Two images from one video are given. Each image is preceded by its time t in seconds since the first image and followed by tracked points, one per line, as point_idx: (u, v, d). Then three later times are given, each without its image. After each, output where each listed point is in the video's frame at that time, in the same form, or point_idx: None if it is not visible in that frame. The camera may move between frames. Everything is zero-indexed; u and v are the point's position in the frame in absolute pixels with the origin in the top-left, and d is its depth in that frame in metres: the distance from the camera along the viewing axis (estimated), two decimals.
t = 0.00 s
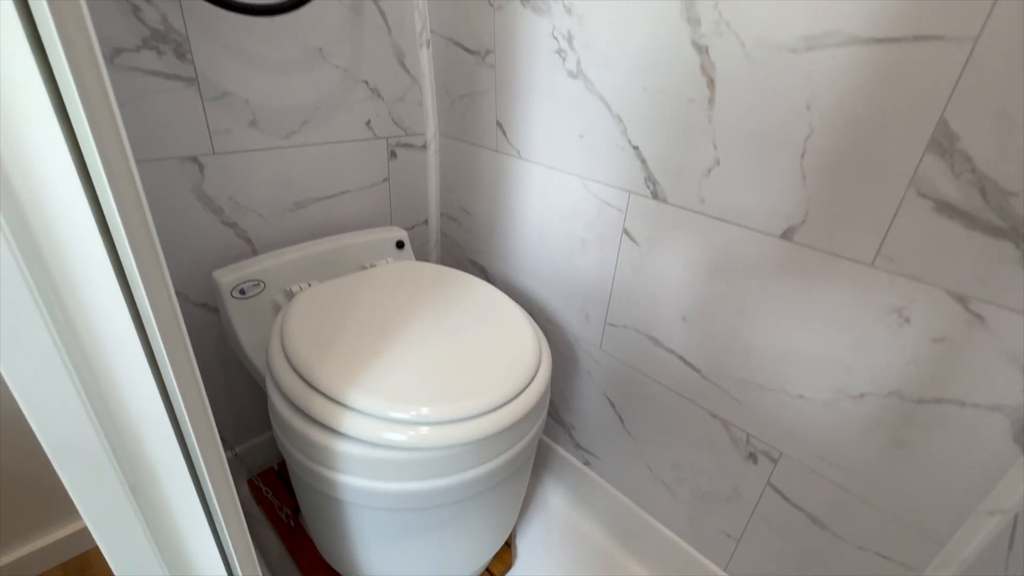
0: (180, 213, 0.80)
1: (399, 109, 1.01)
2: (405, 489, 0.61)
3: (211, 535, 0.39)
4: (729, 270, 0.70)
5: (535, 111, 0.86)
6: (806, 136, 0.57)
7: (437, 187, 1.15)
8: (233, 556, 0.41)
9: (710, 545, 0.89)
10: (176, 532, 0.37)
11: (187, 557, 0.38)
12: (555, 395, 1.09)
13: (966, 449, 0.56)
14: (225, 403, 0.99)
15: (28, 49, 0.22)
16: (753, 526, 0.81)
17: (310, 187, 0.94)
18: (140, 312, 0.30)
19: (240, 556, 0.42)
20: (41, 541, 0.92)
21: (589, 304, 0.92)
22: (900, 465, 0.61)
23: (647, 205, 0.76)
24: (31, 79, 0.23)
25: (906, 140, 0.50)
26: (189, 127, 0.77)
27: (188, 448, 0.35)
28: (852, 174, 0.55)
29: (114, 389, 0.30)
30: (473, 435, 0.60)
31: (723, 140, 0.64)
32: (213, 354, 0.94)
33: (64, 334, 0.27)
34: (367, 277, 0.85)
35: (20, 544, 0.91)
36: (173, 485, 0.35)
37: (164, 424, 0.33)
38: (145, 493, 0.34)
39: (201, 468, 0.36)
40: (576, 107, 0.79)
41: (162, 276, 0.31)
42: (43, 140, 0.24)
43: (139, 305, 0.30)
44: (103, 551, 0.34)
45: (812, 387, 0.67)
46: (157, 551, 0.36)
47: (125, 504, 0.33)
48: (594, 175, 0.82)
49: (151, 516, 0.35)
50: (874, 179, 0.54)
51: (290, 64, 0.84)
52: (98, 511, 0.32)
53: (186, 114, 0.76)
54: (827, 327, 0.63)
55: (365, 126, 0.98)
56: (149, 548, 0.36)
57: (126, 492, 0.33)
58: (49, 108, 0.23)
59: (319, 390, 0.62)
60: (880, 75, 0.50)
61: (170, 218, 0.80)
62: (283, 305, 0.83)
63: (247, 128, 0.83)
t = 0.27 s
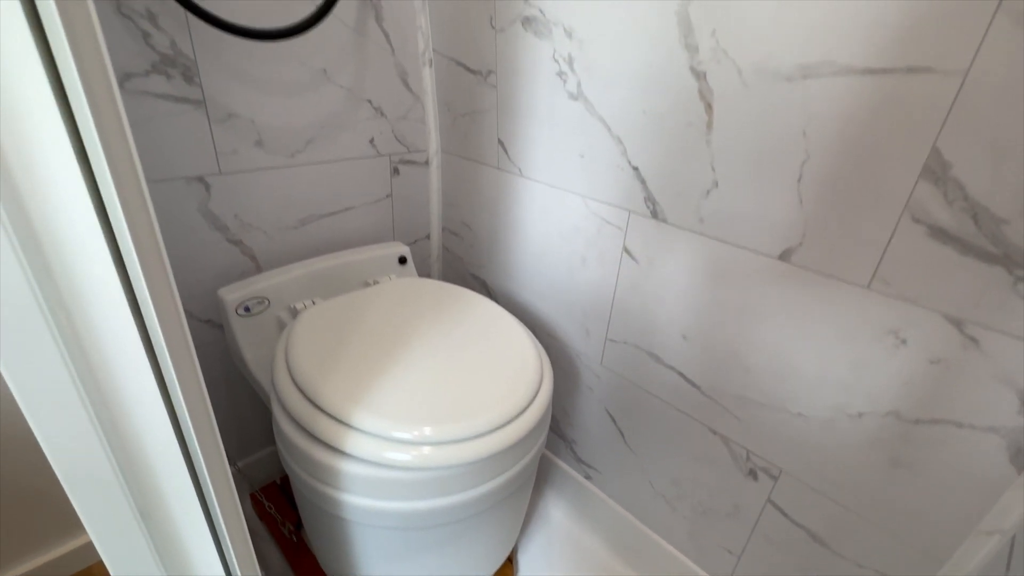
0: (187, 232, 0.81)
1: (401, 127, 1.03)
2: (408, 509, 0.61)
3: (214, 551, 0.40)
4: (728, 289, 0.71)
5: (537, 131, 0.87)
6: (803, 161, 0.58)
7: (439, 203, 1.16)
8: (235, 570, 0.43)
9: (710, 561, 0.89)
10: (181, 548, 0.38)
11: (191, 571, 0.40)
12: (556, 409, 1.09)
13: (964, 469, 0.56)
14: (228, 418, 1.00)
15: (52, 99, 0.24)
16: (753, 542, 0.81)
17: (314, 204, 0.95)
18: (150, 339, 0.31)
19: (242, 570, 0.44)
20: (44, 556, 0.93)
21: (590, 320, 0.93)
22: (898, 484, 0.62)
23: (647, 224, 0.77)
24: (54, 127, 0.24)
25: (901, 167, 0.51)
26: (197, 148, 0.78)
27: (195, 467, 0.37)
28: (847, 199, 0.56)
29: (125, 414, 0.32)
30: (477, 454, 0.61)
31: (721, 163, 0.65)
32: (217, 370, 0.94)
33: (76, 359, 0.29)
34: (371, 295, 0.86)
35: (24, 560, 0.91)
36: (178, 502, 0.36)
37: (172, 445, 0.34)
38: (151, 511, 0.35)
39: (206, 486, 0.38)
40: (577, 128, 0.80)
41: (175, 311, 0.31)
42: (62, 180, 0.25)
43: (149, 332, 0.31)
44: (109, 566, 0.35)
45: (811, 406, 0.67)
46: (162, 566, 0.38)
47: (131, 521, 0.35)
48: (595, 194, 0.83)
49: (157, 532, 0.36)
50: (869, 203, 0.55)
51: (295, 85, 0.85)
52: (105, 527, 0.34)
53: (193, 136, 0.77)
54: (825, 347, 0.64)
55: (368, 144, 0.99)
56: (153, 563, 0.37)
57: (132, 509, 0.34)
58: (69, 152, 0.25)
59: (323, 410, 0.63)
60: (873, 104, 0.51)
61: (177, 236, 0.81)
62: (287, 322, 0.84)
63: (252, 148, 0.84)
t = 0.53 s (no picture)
0: (194, 254, 0.83)
1: (405, 148, 1.04)
2: (412, 531, 0.62)
3: None
4: (726, 312, 0.72)
5: (538, 154, 0.89)
6: (798, 190, 0.60)
7: (442, 221, 1.18)
8: None
9: None
10: None
11: None
12: (557, 426, 1.10)
13: (960, 493, 0.57)
14: (233, 436, 1.01)
15: (80, 161, 0.25)
16: (754, 562, 0.81)
17: (318, 224, 0.97)
18: (168, 379, 0.32)
19: None
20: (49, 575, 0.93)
21: (591, 339, 0.94)
22: (896, 506, 0.63)
23: (646, 246, 0.79)
24: (79, 178, 0.25)
25: (893, 198, 0.53)
26: (205, 173, 0.80)
27: (207, 502, 0.38)
28: (842, 227, 0.57)
29: (140, 451, 0.33)
30: (479, 478, 0.62)
31: (719, 190, 0.67)
32: (222, 388, 0.95)
33: (98, 398, 0.30)
34: (375, 316, 0.87)
35: None
36: (189, 533, 0.38)
37: (185, 480, 0.36)
38: (162, 540, 0.37)
39: (217, 521, 0.39)
40: (577, 152, 0.82)
41: (192, 352, 0.33)
42: (88, 233, 0.27)
43: (167, 373, 0.32)
44: None
45: (808, 427, 0.68)
46: None
47: (143, 550, 0.36)
48: (595, 216, 0.84)
49: (167, 561, 0.38)
50: (863, 232, 0.56)
51: (301, 110, 0.87)
52: (118, 556, 0.35)
53: (202, 161, 0.79)
54: (822, 370, 0.65)
55: (372, 165, 1.01)
56: None
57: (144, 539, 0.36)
58: (94, 208, 0.26)
59: (329, 433, 0.64)
60: (865, 137, 0.53)
61: (185, 258, 0.82)
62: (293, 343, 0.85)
63: (259, 172, 0.86)
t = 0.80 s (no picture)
0: (199, 275, 0.84)
1: (406, 167, 1.06)
2: (413, 553, 0.63)
3: None
4: (723, 333, 0.73)
5: (537, 176, 0.90)
6: (791, 217, 0.61)
7: (443, 238, 1.19)
8: None
9: None
10: None
11: None
12: (557, 442, 1.11)
13: (953, 516, 0.58)
14: (235, 453, 1.02)
15: (97, 209, 0.28)
16: None
17: (321, 244, 0.98)
18: (174, 405, 0.35)
19: None
20: None
21: (590, 357, 0.95)
22: (891, 528, 0.63)
23: (644, 268, 0.80)
24: (93, 216, 0.28)
25: (884, 228, 0.54)
26: (210, 196, 0.81)
27: (209, 521, 0.40)
28: (834, 254, 0.59)
29: (144, 471, 0.35)
30: (478, 500, 0.62)
31: (714, 215, 0.68)
32: (225, 406, 0.96)
33: (105, 425, 0.33)
34: (377, 335, 0.88)
35: None
36: (191, 552, 0.40)
37: (187, 500, 0.38)
38: (165, 558, 0.39)
39: (219, 539, 0.41)
40: (576, 175, 0.84)
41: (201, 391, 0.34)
42: (101, 272, 0.29)
43: (174, 403, 0.35)
44: None
45: (805, 449, 0.69)
46: None
47: (147, 567, 0.38)
48: (593, 237, 0.86)
49: None
50: (855, 259, 0.57)
51: (305, 132, 0.89)
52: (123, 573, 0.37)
53: (207, 184, 0.80)
54: (817, 393, 0.66)
55: (374, 184, 1.02)
56: None
57: (148, 557, 0.38)
58: (109, 250, 0.29)
59: (331, 456, 0.65)
60: (856, 168, 0.54)
61: (190, 280, 0.83)
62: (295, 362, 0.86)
63: (263, 193, 0.87)
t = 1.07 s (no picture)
0: (204, 296, 0.85)
1: (408, 187, 1.08)
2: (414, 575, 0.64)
3: None
4: (720, 355, 0.74)
5: (536, 197, 0.92)
6: (785, 244, 0.62)
7: (443, 255, 1.21)
8: None
9: None
10: None
11: None
12: (557, 458, 1.11)
13: (947, 540, 0.59)
14: (237, 470, 1.02)
15: (112, 255, 0.29)
16: None
17: (324, 263, 1.00)
18: (185, 444, 0.36)
19: None
20: None
21: (589, 375, 0.96)
22: (887, 550, 0.64)
23: (642, 289, 0.81)
24: (111, 268, 0.30)
25: (875, 257, 0.55)
26: (216, 218, 0.83)
27: (217, 553, 0.41)
28: (827, 281, 0.60)
29: (156, 508, 0.36)
30: (478, 522, 0.63)
31: (710, 240, 0.69)
32: (228, 424, 0.97)
33: (118, 464, 0.34)
34: (378, 355, 0.89)
35: None
36: None
37: (196, 534, 0.39)
38: None
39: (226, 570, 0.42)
40: (574, 198, 0.85)
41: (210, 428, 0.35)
42: (117, 320, 0.31)
43: (185, 442, 0.36)
44: None
45: (801, 470, 0.70)
46: None
47: None
48: (592, 258, 0.87)
49: None
50: (848, 287, 0.58)
51: (308, 155, 0.90)
52: None
53: (213, 207, 0.82)
54: (813, 415, 0.67)
55: (376, 204, 1.04)
56: None
57: None
58: (123, 296, 0.30)
59: (334, 478, 0.66)
60: (848, 199, 0.55)
61: (195, 300, 0.85)
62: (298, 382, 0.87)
63: (267, 215, 0.89)
